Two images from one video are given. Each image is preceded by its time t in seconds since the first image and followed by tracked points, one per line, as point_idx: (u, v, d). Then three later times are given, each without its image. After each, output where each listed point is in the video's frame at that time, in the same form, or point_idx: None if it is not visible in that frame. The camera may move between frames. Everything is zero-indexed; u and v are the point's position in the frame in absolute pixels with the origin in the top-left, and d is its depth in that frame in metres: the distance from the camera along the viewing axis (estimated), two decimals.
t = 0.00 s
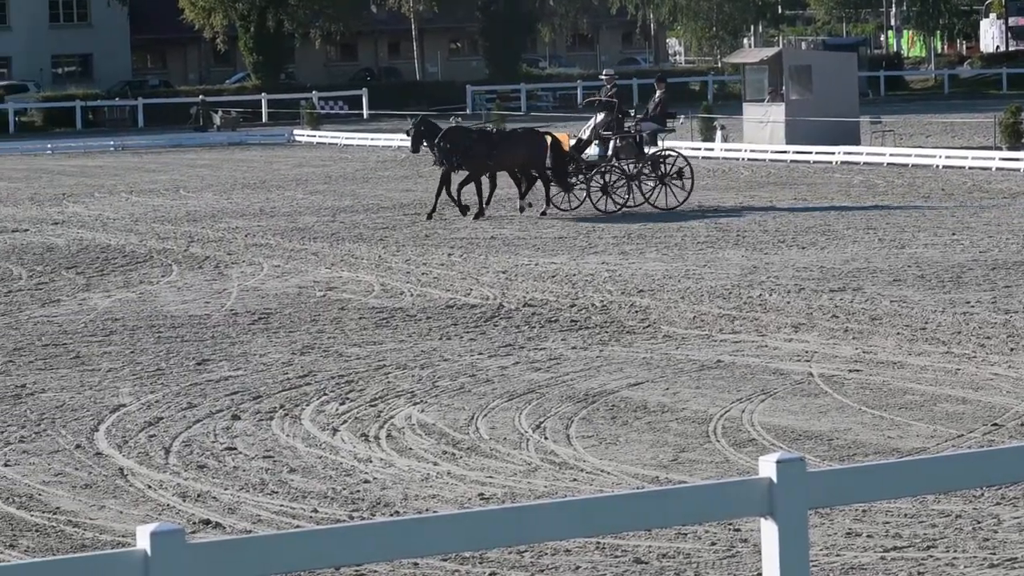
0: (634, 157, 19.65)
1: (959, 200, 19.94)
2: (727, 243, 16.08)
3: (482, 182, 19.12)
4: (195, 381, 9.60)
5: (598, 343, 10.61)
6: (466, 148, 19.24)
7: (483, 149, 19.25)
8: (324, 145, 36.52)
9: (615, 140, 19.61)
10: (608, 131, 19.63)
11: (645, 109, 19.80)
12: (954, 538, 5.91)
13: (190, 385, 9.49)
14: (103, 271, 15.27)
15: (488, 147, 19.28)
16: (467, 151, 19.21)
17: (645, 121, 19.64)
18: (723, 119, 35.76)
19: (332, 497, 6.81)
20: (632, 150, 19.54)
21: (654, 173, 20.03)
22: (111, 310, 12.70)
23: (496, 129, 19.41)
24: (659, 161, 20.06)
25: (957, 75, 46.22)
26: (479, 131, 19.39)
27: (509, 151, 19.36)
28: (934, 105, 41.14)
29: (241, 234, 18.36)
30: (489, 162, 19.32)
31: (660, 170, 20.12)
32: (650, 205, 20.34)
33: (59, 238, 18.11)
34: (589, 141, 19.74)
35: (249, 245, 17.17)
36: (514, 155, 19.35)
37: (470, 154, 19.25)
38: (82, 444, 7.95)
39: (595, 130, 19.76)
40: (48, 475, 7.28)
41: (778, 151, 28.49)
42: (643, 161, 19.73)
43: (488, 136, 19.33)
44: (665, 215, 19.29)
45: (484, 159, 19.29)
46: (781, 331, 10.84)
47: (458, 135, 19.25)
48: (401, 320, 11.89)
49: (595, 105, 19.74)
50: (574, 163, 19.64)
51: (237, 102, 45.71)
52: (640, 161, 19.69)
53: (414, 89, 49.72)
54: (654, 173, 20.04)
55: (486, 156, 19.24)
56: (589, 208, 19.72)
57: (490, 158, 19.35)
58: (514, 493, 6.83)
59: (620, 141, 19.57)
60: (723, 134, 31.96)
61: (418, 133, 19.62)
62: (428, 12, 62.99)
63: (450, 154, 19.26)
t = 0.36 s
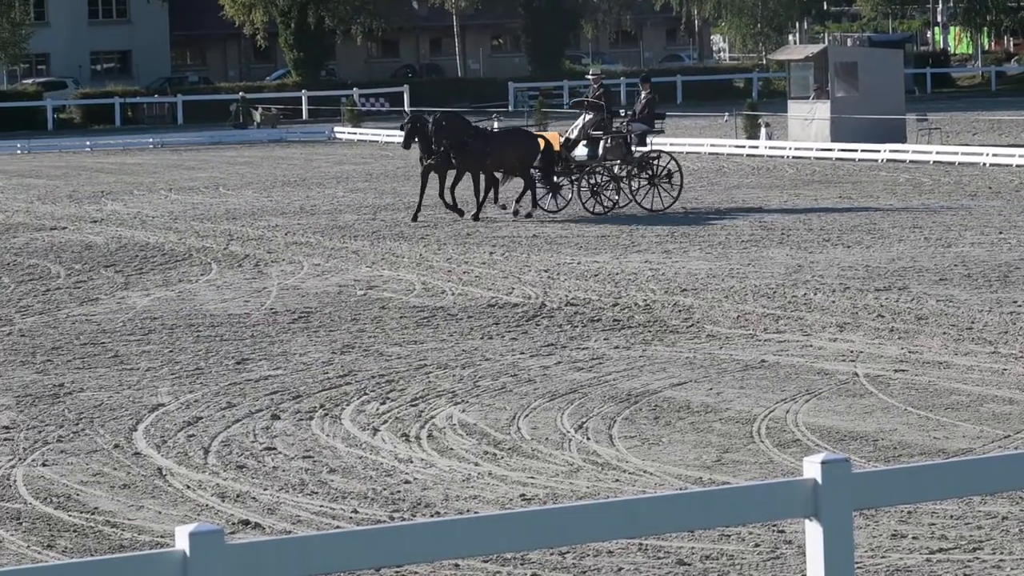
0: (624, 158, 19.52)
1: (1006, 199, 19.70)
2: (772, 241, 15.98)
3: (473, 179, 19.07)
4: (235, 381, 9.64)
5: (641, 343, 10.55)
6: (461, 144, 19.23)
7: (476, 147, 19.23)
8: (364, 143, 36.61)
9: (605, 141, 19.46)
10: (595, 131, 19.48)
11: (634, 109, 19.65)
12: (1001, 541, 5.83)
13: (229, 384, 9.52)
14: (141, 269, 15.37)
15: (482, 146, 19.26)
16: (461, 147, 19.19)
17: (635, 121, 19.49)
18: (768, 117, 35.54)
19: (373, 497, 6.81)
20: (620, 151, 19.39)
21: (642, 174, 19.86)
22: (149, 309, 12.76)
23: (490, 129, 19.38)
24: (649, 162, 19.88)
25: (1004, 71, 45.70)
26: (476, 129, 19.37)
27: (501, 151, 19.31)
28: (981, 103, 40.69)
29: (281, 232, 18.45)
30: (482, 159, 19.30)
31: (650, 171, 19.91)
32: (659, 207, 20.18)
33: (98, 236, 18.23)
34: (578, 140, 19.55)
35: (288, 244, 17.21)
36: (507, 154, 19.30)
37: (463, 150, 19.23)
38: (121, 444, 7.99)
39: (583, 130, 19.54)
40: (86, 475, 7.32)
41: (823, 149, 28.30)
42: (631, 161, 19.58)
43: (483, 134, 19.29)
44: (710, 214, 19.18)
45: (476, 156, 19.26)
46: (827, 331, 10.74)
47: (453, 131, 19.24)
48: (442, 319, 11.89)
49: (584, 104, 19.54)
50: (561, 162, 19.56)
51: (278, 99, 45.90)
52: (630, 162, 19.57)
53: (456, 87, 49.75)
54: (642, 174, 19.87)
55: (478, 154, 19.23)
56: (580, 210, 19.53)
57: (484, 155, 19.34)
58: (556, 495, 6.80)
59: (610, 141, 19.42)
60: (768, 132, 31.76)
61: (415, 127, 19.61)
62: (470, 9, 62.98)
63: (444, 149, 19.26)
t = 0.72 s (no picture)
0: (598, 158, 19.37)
1: None
2: (799, 241, 15.91)
3: (452, 185, 18.93)
4: (258, 381, 9.66)
5: (667, 343, 10.52)
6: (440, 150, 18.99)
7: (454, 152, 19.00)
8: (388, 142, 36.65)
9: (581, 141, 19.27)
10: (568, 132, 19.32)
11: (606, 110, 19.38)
12: None
13: (251, 384, 9.54)
14: (162, 268, 15.44)
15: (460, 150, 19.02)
16: (440, 151, 18.96)
17: (609, 122, 19.23)
18: (795, 115, 35.39)
19: (395, 499, 6.81)
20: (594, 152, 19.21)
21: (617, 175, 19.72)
22: (170, 309, 12.81)
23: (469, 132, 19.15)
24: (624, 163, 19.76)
25: None
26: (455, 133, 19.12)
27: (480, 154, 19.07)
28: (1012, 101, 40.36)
29: (304, 231, 18.50)
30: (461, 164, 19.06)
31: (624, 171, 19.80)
32: (655, 208, 20.10)
33: (120, 235, 18.32)
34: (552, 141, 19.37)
35: (311, 243, 17.24)
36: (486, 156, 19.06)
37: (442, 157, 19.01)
38: (141, 444, 8.02)
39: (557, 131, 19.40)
40: (107, 476, 7.34)
41: (853, 147, 28.17)
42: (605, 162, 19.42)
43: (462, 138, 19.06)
44: (738, 213, 19.08)
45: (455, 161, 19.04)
46: (854, 331, 10.67)
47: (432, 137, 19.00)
48: (468, 318, 11.88)
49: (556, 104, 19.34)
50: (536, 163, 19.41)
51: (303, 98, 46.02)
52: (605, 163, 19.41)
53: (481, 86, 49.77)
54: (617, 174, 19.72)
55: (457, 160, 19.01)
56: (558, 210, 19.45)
57: (463, 159, 19.12)
58: (581, 496, 6.77)
59: (585, 141, 19.24)
60: (795, 131, 31.59)
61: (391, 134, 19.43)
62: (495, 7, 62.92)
63: (422, 157, 19.06)
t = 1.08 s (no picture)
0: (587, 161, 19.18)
1: None
2: (838, 241, 15.83)
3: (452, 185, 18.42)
4: (294, 381, 9.70)
5: (705, 344, 10.49)
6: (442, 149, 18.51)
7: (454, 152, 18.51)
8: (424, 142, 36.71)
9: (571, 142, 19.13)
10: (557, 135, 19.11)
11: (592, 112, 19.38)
12: None
13: (287, 384, 9.58)
14: (198, 268, 15.52)
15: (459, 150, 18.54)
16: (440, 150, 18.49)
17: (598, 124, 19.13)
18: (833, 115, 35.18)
19: (432, 500, 6.81)
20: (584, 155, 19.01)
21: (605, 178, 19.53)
22: (206, 308, 12.88)
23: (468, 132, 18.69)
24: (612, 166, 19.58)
25: None
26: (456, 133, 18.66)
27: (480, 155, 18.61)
28: None
29: (339, 230, 18.55)
30: (461, 163, 18.54)
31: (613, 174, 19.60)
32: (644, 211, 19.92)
33: (156, 234, 18.42)
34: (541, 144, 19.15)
35: (347, 243, 17.27)
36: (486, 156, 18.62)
37: (443, 155, 18.53)
38: (177, 444, 8.06)
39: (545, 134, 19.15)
40: (143, 476, 7.38)
41: (891, 147, 27.96)
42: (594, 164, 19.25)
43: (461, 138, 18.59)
44: (776, 212, 18.99)
45: (454, 161, 18.54)
46: (893, 332, 10.60)
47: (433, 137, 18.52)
48: (505, 318, 11.89)
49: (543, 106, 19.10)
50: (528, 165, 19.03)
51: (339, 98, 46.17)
52: (596, 165, 19.28)
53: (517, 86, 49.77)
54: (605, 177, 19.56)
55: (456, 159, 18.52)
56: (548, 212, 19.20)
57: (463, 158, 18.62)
58: (618, 497, 6.75)
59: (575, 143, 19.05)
60: (834, 130, 31.41)
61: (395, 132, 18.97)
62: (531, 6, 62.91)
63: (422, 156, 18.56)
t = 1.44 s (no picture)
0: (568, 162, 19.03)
1: None
2: (867, 240, 15.72)
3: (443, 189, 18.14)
4: (320, 380, 9.72)
5: (732, 343, 10.44)
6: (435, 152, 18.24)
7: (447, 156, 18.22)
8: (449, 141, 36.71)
9: (553, 144, 18.84)
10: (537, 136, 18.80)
11: (573, 112, 19.05)
12: None
13: (313, 384, 9.58)
14: (224, 267, 15.53)
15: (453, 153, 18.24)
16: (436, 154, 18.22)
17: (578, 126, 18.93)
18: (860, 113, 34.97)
19: (459, 499, 6.81)
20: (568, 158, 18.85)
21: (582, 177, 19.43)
22: (233, 307, 12.91)
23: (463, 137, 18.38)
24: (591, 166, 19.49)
25: None
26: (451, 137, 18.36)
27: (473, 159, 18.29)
28: None
29: (364, 229, 18.56)
30: (455, 168, 18.25)
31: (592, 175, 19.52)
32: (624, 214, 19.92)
33: (182, 233, 18.46)
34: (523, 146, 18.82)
35: (372, 242, 17.26)
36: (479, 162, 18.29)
37: (437, 163, 18.22)
38: (203, 444, 8.08)
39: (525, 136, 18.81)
40: (168, 476, 7.40)
41: (919, 146, 27.77)
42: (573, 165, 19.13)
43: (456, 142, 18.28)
44: (803, 211, 18.90)
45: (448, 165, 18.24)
46: (921, 331, 10.53)
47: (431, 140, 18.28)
48: (532, 317, 11.88)
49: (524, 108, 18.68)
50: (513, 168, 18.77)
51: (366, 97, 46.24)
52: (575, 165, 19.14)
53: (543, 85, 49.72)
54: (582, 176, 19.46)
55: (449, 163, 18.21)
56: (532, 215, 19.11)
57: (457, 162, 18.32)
58: (645, 497, 6.74)
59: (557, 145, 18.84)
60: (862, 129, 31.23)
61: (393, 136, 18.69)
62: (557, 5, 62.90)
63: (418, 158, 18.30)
